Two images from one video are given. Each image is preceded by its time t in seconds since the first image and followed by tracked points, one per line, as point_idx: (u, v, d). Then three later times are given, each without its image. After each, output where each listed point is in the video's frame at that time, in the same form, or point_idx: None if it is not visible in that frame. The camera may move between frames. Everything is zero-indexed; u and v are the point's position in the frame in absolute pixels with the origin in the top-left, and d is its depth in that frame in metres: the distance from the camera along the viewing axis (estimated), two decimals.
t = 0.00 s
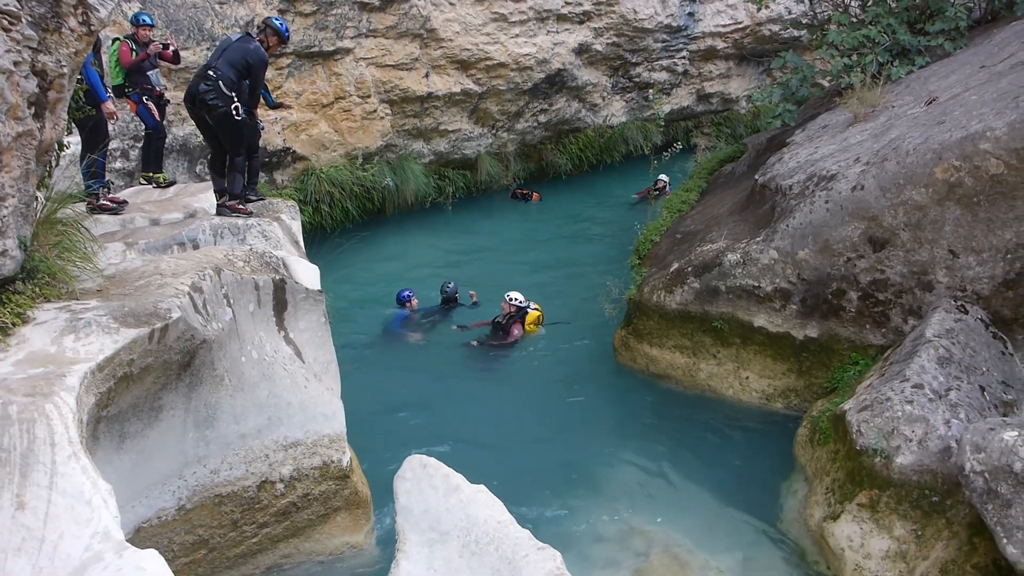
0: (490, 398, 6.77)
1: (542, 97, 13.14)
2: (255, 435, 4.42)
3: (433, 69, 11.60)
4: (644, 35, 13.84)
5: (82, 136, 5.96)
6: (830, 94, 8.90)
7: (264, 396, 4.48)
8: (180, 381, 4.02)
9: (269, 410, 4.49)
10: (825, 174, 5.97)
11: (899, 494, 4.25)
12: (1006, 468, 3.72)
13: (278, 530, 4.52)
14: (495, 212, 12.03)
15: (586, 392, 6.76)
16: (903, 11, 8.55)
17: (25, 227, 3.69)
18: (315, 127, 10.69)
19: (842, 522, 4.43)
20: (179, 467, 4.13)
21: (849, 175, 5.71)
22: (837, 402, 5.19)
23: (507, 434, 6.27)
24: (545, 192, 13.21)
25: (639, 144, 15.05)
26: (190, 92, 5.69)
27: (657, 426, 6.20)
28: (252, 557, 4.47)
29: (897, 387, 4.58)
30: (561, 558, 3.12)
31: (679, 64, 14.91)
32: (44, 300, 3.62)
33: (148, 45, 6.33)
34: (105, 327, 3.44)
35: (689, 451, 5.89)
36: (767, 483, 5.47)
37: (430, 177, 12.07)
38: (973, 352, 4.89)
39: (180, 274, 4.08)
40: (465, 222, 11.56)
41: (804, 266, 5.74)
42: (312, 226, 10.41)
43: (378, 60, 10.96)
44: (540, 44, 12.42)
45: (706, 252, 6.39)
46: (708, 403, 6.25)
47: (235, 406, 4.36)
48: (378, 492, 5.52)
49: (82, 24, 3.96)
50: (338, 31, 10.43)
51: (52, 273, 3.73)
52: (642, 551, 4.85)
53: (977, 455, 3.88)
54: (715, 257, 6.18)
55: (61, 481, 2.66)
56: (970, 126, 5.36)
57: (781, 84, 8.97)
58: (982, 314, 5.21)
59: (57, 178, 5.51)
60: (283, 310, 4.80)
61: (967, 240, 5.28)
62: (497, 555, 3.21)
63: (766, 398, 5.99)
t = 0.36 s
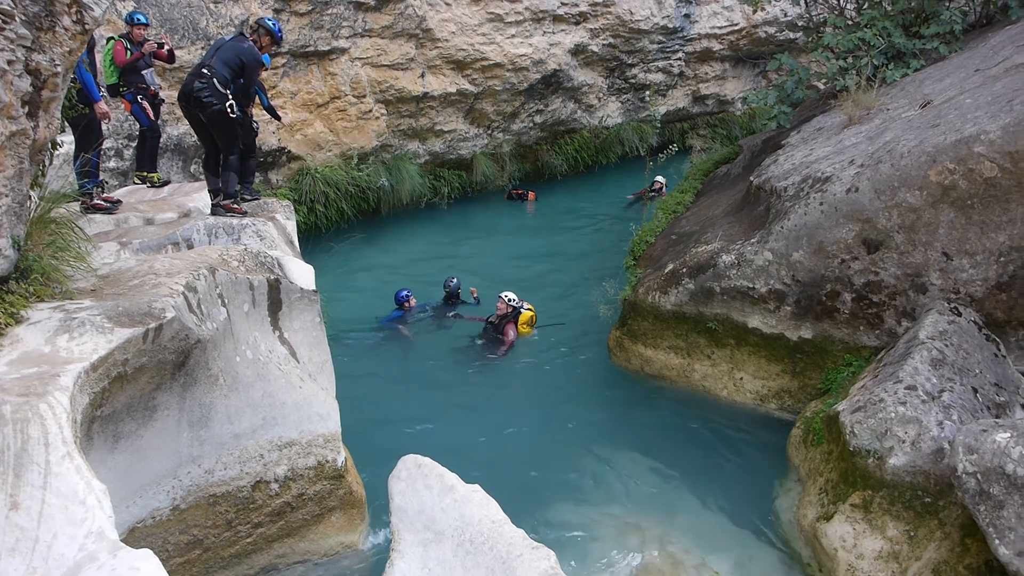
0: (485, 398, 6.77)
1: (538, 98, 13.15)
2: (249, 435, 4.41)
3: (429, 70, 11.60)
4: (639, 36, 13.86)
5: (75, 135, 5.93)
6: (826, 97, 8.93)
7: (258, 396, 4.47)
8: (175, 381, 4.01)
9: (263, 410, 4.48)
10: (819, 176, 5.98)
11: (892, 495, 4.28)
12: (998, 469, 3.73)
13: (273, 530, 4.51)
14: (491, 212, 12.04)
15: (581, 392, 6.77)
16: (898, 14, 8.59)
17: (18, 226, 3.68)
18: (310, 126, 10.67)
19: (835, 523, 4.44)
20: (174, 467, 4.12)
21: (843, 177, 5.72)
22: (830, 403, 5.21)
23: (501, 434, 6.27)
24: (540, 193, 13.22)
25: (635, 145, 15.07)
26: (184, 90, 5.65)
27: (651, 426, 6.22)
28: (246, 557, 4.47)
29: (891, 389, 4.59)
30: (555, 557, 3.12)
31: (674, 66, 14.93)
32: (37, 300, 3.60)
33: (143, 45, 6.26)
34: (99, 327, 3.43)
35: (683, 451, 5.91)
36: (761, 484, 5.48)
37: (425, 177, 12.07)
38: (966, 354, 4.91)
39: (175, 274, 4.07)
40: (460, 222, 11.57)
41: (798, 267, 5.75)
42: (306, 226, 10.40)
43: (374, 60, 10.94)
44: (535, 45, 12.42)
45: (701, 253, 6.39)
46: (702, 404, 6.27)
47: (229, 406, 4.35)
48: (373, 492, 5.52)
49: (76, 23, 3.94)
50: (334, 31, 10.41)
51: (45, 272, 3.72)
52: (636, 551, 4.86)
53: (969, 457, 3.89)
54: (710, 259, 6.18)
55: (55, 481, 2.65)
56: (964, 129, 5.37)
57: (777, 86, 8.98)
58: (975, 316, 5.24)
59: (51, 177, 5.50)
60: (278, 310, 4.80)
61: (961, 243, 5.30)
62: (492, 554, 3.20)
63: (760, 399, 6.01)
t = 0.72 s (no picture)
0: (479, 397, 6.77)
1: (531, 96, 13.15)
2: (243, 434, 4.40)
3: (423, 68, 11.58)
4: (633, 34, 13.87)
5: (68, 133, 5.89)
6: (819, 95, 8.95)
7: (252, 395, 4.46)
8: (169, 380, 4.00)
9: (257, 409, 4.47)
10: (813, 174, 5.99)
11: (885, 492, 4.30)
12: (991, 466, 3.75)
13: (267, 528, 4.50)
14: (485, 211, 12.05)
15: (575, 390, 6.78)
16: (890, 12, 8.62)
17: (11, 224, 3.66)
18: (304, 125, 10.65)
19: (829, 520, 4.46)
20: (167, 466, 4.11)
21: (836, 175, 5.74)
22: (824, 401, 5.23)
23: (495, 432, 6.28)
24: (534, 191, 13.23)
25: (629, 144, 15.09)
26: (175, 89, 5.65)
27: (645, 424, 6.23)
28: (240, 556, 4.46)
29: (884, 386, 4.61)
30: (550, 555, 3.12)
31: (668, 64, 14.95)
32: (30, 298, 3.59)
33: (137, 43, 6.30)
34: (92, 326, 3.42)
35: (677, 449, 5.93)
36: (755, 481, 5.50)
37: (419, 176, 12.06)
38: (959, 351, 4.93)
39: (169, 273, 4.06)
40: (455, 220, 11.57)
41: (792, 265, 5.77)
42: (300, 225, 10.39)
43: (368, 59, 10.93)
44: (529, 43, 12.42)
45: (695, 251, 6.40)
46: (696, 402, 6.29)
47: (223, 404, 4.34)
48: (368, 490, 5.52)
49: (69, 21, 3.93)
50: (327, 29, 10.39)
51: (38, 271, 3.70)
52: (631, 548, 4.87)
53: (962, 453, 3.90)
54: (703, 257, 6.19)
55: (48, 479, 2.64)
56: (957, 126, 5.40)
57: (770, 85, 9.00)
58: (968, 313, 5.26)
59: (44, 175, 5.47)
60: (272, 309, 4.80)
61: (953, 240, 5.32)
62: (486, 552, 3.20)
63: (754, 396, 6.03)
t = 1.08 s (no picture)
0: (479, 399, 6.77)
1: (530, 98, 13.16)
2: (243, 436, 4.41)
3: (422, 70, 11.60)
4: (632, 37, 13.89)
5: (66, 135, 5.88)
6: (818, 96, 8.94)
7: (252, 397, 4.46)
8: (168, 382, 4.01)
9: (256, 411, 4.47)
10: (812, 176, 6.00)
11: (884, 494, 4.30)
12: (990, 467, 3.75)
13: (266, 531, 4.51)
14: (484, 213, 12.05)
15: (574, 392, 6.79)
16: (888, 14, 8.64)
17: (10, 227, 3.66)
18: (303, 127, 10.66)
19: (828, 522, 4.46)
20: (167, 469, 4.11)
21: (835, 177, 5.74)
22: (823, 402, 5.23)
23: (494, 434, 6.27)
24: (533, 193, 13.24)
25: (627, 146, 15.10)
26: (169, 96, 5.70)
27: (644, 426, 6.23)
28: (239, 559, 4.46)
29: (883, 387, 4.61)
30: (549, 557, 3.13)
31: (666, 66, 14.98)
32: (30, 301, 3.59)
33: (136, 46, 6.30)
34: (92, 328, 3.42)
35: (675, 451, 5.92)
36: (753, 483, 5.51)
37: (418, 178, 12.06)
38: (958, 353, 4.93)
39: (168, 275, 4.06)
40: (453, 222, 11.57)
41: (791, 267, 5.77)
42: (300, 227, 10.39)
43: (367, 61, 10.93)
44: (528, 45, 12.44)
45: (694, 253, 6.40)
46: (695, 404, 6.28)
47: (223, 407, 4.34)
48: (367, 493, 5.52)
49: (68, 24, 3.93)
50: (326, 32, 10.40)
51: (38, 274, 3.70)
52: (630, 550, 4.87)
53: (961, 455, 3.91)
54: (702, 258, 6.20)
55: (47, 482, 2.64)
56: (955, 128, 5.41)
57: (769, 86, 9.02)
58: (967, 315, 5.27)
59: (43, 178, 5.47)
60: (271, 311, 4.80)
61: (952, 242, 5.33)
62: (485, 554, 3.20)
63: (753, 398, 6.03)
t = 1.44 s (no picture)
0: (483, 403, 6.77)
1: (533, 101, 13.18)
2: (248, 441, 4.41)
3: (424, 74, 11.62)
4: (634, 39, 13.90)
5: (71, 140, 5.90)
6: (821, 98, 8.91)
7: (256, 401, 4.47)
8: (173, 387, 4.02)
9: (261, 415, 4.48)
10: (814, 178, 5.99)
11: (890, 496, 4.29)
12: (995, 469, 3.74)
13: (271, 535, 4.51)
14: (487, 216, 12.07)
15: (578, 395, 6.78)
16: (891, 15, 8.64)
17: (16, 232, 3.68)
18: (306, 132, 10.68)
19: (834, 524, 4.45)
20: (172, 473, 4.11)
21: (838, 178, 5.74)
22: (827, 404, 5.22)
23: (498, 438, 6.27)
24: (536, 196, 13.24)
25: (630, 148, 15.11)
26: (170, 102, 5.68)
27: (649, 429, 6.22)
28: (245, 563, 4.46)
29: (888, 390, 4.60)
30: (554, 562, 3.14)
31: (669, 69, 14.98)
32: (35, 306, 3.61)
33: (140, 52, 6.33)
34: (97, 333, 3.43)
35: (680, 454, 5.92)
36: (758, 485, 5.50)
37: (421, 182, 12.08)
38: (963, 354, 4.93)
39: (172, 280, 4.07)
40: (456, 226, 11.58)
41: (795, 269, 5.77)
42: (303, 231, 10.41)
43: (369, 65, 10.95)
44: (530, 48, 12.46)
45: (698, 256, 6.41)
46: (700, 407, 6.27)
47: (227, 411, 4.34)
48: (372, 496, 5.52)
49: (73, 30, 3.94)
50: (329, 36, 10.42)
51: (43, 278, 3.72)
52: (636, 553, 4.86)
53: (966, 457, 3.89)
54: (706, 261, 6.19)
55: (53, 487, 2.65)
56: (958, 129, 5.40)
57: (771, 88, 9.01)
58: (971, 316, 5.26)
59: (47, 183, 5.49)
60: (275, 315, 4.81)
61: (956, 243, 5.32)
62: (490, 559, 3.21)
63: (757, 401, 6.02)
